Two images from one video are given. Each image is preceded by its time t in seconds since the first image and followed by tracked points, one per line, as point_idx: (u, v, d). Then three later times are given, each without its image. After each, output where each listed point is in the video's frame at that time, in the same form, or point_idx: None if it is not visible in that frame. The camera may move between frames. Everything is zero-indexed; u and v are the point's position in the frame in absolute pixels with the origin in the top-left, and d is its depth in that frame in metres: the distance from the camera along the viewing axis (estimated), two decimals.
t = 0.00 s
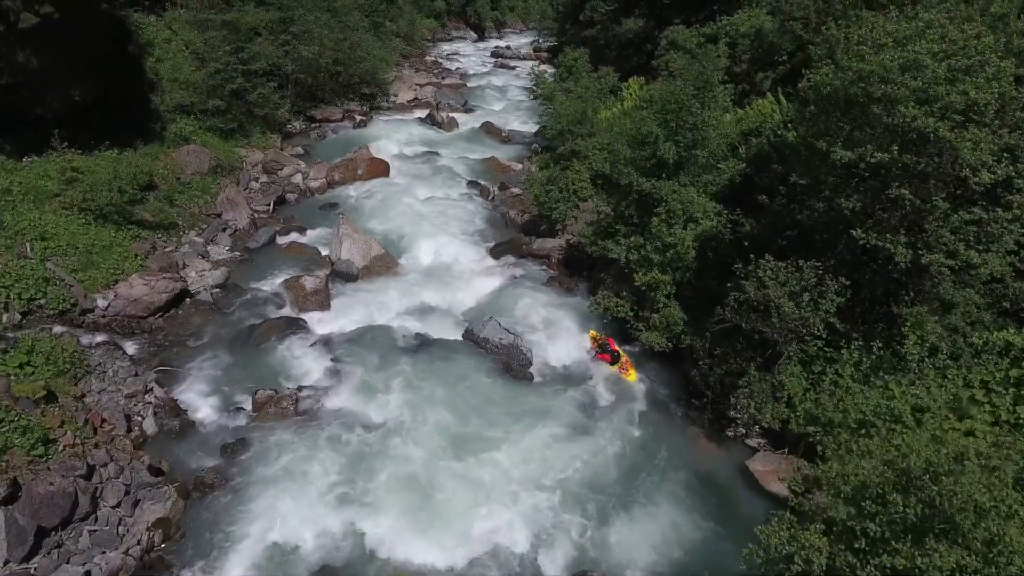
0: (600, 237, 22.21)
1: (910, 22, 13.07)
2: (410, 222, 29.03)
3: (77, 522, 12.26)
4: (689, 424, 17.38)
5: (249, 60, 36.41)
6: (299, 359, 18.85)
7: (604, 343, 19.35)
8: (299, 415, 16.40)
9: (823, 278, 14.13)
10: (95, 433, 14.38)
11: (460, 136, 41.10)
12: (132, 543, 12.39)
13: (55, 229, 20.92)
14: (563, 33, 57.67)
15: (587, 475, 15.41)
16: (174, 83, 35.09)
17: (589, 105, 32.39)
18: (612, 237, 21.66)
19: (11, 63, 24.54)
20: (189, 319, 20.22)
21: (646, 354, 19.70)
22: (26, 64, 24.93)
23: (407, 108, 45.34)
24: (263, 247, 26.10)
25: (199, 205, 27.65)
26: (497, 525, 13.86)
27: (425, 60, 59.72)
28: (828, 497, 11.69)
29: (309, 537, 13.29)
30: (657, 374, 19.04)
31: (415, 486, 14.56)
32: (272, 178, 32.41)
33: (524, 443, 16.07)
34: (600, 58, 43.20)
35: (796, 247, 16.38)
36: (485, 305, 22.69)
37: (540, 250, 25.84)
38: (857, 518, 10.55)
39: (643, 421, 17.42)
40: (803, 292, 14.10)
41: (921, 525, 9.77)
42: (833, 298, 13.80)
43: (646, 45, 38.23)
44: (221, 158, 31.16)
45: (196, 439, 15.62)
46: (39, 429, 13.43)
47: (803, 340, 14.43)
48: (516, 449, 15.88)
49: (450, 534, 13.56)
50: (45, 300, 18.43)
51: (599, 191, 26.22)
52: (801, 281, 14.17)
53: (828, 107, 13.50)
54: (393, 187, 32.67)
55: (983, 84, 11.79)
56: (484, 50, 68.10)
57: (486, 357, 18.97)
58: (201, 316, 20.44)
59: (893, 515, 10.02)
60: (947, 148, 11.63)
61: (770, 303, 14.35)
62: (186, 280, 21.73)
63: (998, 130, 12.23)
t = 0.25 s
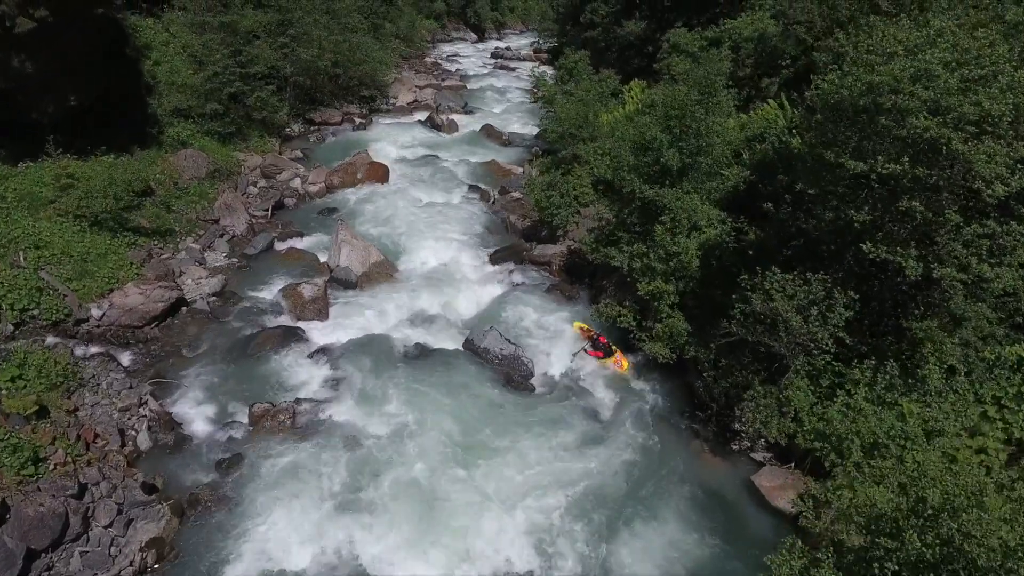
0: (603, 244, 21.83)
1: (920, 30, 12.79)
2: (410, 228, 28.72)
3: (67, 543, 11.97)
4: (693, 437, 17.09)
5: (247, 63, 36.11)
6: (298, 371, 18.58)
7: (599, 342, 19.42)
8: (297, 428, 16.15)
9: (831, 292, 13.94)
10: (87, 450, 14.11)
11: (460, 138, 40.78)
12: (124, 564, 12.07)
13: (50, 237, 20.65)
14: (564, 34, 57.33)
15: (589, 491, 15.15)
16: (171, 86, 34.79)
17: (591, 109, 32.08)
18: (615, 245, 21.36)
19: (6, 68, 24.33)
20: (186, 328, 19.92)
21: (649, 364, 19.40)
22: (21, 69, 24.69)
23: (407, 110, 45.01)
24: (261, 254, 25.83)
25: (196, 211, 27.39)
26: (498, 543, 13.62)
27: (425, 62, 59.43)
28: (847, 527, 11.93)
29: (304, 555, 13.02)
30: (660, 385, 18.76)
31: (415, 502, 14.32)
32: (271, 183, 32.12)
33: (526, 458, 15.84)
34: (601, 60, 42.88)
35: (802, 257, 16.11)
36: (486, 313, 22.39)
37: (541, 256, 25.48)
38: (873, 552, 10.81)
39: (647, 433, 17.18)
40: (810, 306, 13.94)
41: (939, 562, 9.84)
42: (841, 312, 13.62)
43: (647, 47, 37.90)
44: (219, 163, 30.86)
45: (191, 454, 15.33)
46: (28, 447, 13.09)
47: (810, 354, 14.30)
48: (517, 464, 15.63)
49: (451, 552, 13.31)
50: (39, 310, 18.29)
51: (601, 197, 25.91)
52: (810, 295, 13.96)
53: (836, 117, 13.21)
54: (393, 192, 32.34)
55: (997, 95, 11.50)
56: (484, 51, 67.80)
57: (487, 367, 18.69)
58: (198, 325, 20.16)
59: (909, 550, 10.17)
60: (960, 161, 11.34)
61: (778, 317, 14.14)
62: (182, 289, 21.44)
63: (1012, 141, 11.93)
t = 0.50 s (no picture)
0: (606, 252, 21.35)
1: (932, 37, 12.50)
2: (409, 233, 28.41)
3: (56, 565, 11.70)
4: (697, 452, 16.75)
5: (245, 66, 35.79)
6: (295, 383, 18.29)
7: (591, 338, 19.85)
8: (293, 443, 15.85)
9: (840, 307, 13.75)
10: (77, 467, 13.81)
11: (460, 141, 40.47)
12: None
13: (44, 244, 20.33)
14: (564, 36, 57.04)
15: (592, 507, 14.82)
16: (168, 89, 34.43)
17: (592, 112, 31.79)
18: (616, 252, 21.04)
19: None
20: (181, 338, 19.60)
21: (651, 374, 19.10)
22: (14, 73, 24.36)
23: (407, 113, 44.70)
24: (258, 260, 25.48)
25: (193, 216, 27.09)
26: (500, 561, 13.28)
27: (425, 64, 59.11)
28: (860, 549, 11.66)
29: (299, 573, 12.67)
30: (663, 396, 18.45)
31: (412, 517, 14.04)
32: (269, 187, 31.80)
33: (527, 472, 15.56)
34: (602, 63, 42.61)
35: (808, 267, 15.82)
36: (487, 321, 22.08)
37: (541, 263, 25.02)
38: None
39: (650, 446, 16.90)
40: (817, 319, 13.80)
41: None
42: (850, 325, 13.56)
43: (649, 49, 37.62)
44: (216, 167, 30.52)
45: (186, 468, 15.03)
46: (15, 465, 12.74)
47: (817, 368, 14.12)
48: (517, 479, 15.31)
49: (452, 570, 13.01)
50: (31, 320, 17.99)
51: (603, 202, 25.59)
52: (819, 309, 13.81)
53: (844, 125, 12.91)
54: (392, 196, 32.00)
55: (1012, 105, 11.22)
56: (484, 53, 67.48)
57: (489, 378, 18.43)
58: (193, 335, 19.83)
59: None
60: (975, 173, 11.07)
61: (785, 330, 13.94)
62: (178, 297, 21.12)
63: None
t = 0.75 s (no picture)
0: (609, 261, 20.96)
1: (945, 44, 12.17)
2: (409, 238, 28.13)
3: None
4: (701, 465, 16.43)
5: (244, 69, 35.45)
6: (292, 395, 17.98)
7: (580, 330, 20.20)
8: (289, 458, 15.57)
9: (849, 322, 13.41)
10: (68, 485, 13.58)
11: (460, 144, 40.14)
12: None
13: (37, 252, 20.04)
14: (565, 37, 56.67)
15: (594, 525, 14.53)
16: (165, 92, 34.10)
17: (593, 115, 31.49)
18: (618, 260, 20.77)
19: None
20: (176, 348, 19.29)
21: (654, 385, 18.80)
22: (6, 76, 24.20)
23: (406, 115, 44.37)
24: (255, 266, 25.14)
25: (190, 222, 26.80)
26: None
27: (425, 65, 58.78)
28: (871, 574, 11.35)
29: None
30: (666, 407, 18.14)
31: (411, 539, 13.77)
32: (267, 191, 31.48)
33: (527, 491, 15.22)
34: (603, 65, 42.27)
35: (815, 277, 15.48)
36: (487, 330, 21.78)
37: (542, 270, 24.69)
38: None
39: (652, 460, 16.55)
40: (825, 333, 13.40)
41: None
42: (859, 340, 13.13)
43: (651, 51, 37.28)
44: (214, 171, 30.20)
45: (180, 486, 14.72)
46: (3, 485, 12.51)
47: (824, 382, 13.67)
48: (518, 496, 15.06)
49: None
50: (23, 331, 17.70)
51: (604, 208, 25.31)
52: (827, 323, 13.47)
53: (853, 134, 12.56)
54: (392, 201, 31.69)
55: None
56: (484, 53, 67.13)
57: (489, 390, 18.12)
58: (188, 344, 19.51)
59: None
60: (990, 186, 10.76)
61: (792, 345, 13.60)
62: (174, 306, 20.82)
63: None
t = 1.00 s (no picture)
0: (610, 270, 20.64)
1: (957, 54, 11.88)
2: (409, 243, 27.83)
3: None
4: (705, 479, 16.11)
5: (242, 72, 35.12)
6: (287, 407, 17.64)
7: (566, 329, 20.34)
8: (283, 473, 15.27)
9: (858, 337, 13.03)
10: (57, 505, 13.35)
11: (460, 147, 39.82)
12: None
13: (30, 261, 19.72)
14: (565, 38, 56.34)
15: (597, 544, 14.24)
16: (162, 95, 33.77)
17: (594, 119, 31.22)
18: (620, 268, 20.41)
19: None
20: (171, 358, 18.95)
21: (657, 397, 18.49)
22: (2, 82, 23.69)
23: (406, 117, 44.05)
24: (252, 273, 24.77)
25: (187, 228, 26.47)
26: None
27: (424, 66, 58.45)
28: None
29: None
30: (669, 420, 17.83)
31: (408, 559, 13.50)
32: (265, 196, 31.16)
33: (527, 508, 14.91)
34: (604, 67, 41.96)
35: (822, 289, 15.19)
36: (487, 338, 21.48)
37: (543, 277, 24.37)
38: None
39: (656, 475, 16.22)
40: (833, 348, 13.00)
41: None
42: (869, 356, 12.74)
43: (652, 54, 36.97)
44: (211, 176, 29.88)
45: (173, 503, 14.41)
46: None
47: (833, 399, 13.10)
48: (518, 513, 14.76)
49: None
50: (14, 343, 17.38)
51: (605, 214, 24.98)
52: (835, 338, 13.07)
53: (862, 144, 12.25)
54: (391, 205, 31.37)
55: None
56: (484, 55, 66.79)
57: (489, 403, 17.86)
58: (183, 355, 19.18)
59: None
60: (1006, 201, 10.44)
61: (800, 361, 13.24)
62: (169, 315, 20.47)
63: None
